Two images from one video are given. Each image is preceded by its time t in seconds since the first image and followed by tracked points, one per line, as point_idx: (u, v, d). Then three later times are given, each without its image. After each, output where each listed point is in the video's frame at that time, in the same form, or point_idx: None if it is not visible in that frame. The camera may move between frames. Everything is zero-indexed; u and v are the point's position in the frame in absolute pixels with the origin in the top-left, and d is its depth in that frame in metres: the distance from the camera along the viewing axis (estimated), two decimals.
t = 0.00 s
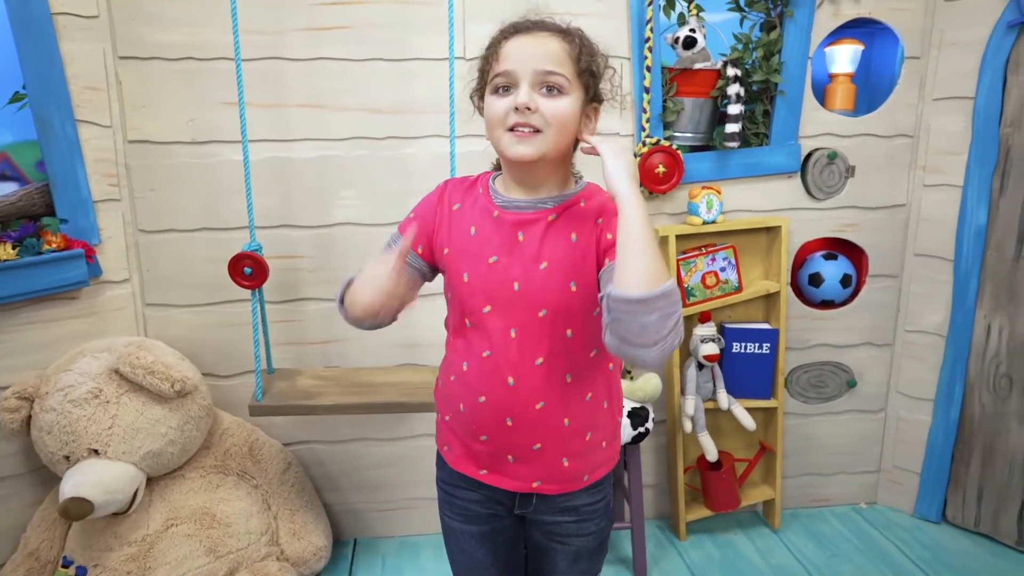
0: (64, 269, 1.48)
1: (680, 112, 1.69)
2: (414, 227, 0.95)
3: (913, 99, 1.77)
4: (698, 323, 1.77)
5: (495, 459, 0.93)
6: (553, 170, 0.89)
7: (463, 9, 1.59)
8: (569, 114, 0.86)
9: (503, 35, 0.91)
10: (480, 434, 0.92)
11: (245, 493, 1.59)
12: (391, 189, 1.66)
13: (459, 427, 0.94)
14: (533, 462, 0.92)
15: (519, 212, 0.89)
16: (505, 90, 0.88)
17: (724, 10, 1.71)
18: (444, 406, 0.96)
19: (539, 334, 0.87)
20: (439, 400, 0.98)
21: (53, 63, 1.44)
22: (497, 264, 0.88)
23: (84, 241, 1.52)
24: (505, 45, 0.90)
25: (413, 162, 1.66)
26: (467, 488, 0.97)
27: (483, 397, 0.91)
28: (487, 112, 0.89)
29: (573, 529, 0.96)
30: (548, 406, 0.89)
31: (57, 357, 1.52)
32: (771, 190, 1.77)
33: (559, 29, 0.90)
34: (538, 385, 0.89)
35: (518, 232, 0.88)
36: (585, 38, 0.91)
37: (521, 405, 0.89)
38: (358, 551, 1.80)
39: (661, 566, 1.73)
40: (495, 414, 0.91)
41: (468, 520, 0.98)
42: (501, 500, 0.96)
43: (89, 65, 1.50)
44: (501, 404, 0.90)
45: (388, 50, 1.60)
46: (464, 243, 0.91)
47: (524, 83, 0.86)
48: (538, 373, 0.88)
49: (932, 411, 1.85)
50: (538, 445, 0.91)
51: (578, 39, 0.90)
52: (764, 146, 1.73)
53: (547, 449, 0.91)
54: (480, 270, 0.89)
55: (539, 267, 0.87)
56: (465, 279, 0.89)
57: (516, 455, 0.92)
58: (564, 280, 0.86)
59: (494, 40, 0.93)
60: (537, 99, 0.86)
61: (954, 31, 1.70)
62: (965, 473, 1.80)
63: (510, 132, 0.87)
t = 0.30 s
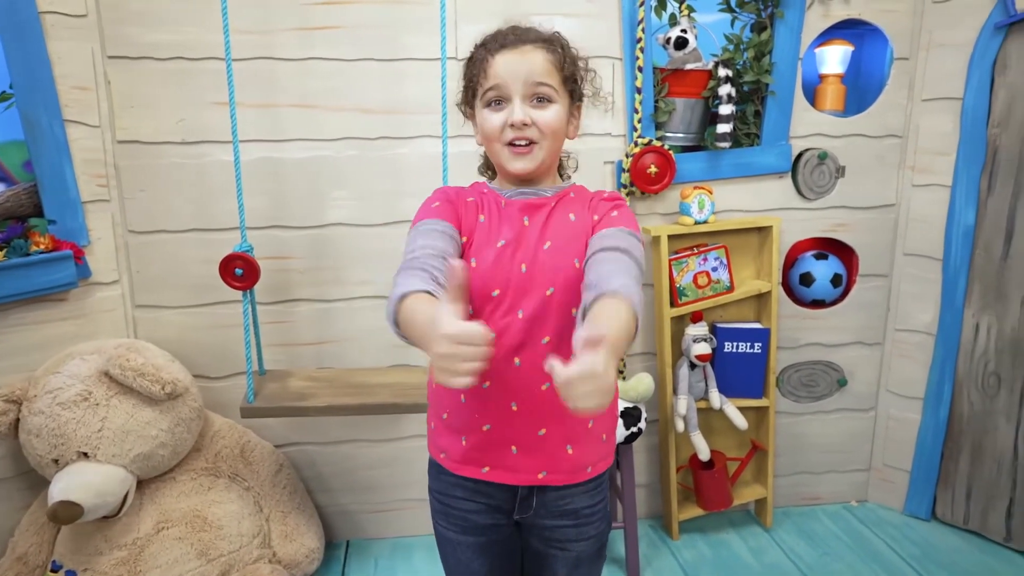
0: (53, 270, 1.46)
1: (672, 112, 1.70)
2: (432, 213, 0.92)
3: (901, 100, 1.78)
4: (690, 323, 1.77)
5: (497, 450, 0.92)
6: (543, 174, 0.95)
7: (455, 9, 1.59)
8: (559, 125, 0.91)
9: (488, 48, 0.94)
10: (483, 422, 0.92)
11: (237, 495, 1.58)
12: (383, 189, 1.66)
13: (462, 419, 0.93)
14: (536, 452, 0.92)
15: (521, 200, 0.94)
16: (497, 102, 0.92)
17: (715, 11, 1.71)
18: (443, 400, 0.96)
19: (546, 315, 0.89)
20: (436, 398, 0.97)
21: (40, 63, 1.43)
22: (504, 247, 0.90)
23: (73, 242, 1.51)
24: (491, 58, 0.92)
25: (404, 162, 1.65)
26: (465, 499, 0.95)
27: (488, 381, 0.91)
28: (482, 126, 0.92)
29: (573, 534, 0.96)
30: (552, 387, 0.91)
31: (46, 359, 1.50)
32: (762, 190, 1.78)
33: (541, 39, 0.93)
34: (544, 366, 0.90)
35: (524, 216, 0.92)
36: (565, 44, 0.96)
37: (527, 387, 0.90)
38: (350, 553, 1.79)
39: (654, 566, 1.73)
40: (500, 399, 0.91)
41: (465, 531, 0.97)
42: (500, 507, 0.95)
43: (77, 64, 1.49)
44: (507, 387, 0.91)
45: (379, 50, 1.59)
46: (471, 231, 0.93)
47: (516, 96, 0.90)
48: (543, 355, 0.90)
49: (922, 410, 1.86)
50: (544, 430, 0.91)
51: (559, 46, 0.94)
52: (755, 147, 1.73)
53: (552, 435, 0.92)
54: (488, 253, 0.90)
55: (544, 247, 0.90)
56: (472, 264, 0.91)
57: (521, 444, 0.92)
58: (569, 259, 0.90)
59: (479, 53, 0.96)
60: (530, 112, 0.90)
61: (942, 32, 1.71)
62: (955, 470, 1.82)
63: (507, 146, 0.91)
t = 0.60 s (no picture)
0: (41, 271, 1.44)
1: (662, 113, 1.70)
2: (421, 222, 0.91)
3: (889, 101, 1.80)
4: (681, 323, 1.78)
5: (493, 455, 0.92)
6: (535, 172, 0.95)
7: (446, 9, 1.59)
8: (553, 123, 0.91)
9: (482, 46, 0.94)
10: (479, 428, 0.92)
11: (227, 498, 1.57)
12: (374, 190, 1.65)
13: (456, 424, 0.93)
14: (532, 456, 0.92)
15: (515, 204, 0.94)
16: (491, 100, 0.92)
17: (705, 12, 1.72)
18: (436, 406, 0.95)
19: (541, 320, 0.89)
20: (429, 403, 0.97)
21: (27, 63, 1.41)
22: (497, 253, 0.90)
23: (60, 244, 1.49)
24: (485, 55, 0.92)
25: (395, 162, 1.65)
26: (461, 503, 0.95)
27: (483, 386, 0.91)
28: (476, 123, 0.92)
29: (570, 533, 0.96)
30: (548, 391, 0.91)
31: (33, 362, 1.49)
32: (751, 191, 1.79)
33: (535, 38, 0.93)
34: (539, 370, 0.90)
35: (517, 222, 0.92)
36: (558, 44, 0.96)
37: (522, 392, 0.90)
38: (342, 555, 1.78)
39: (647, 565, 1.74)
40: (496, 403, 0.91)
41: (462, 535, 0.96)
42: (496, 510, 0.95)
43: (65, 64, 1.47)
44: (503, 391, 0.90)
45: (370, 50, 1.59)
46: (463, 237, 0.93)
47: (511, 94, 0.90)
48: (538, 359, 0.90)
49: (910, 408, 1.88)
50: (540, 434, 0.92)
51: (552, 45, 0.95)
52: (745, 147, 1.75)
53: (548, 438, 0.92)
54: (481, 259, 0.91)
55: (538, 253, 0.91)
56: (464, 270, 0.91)
57: (517, 448, 0.92)
58: (562, 264, 0.91)
59: (472, 50, 0.95)
60: (525, 110, 0.90)
61: (928, 34, 1.73)
62: (942, 468, 1.83)
63: (501, 144, 0.91)
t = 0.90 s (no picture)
0: (32, 273, 1.43)
1: (656, 113, 1.70)
2: (416, 224, 0.91)
3: (880, 102, 1.81)
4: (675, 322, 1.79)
5: (488, 455, 0.92)
6: (531, 178, 0.95)
7: (440, 9, 1.59)
8: (550, 132, 0.92)
9: (482, 53, 0.94)
10: (473, 427, 0.92)
11: (222, 500, 1.56)
12: (368, 191, 1.65)
13: (451, 424, 0.93)
14: (527, 456, 0.92)
15: (510, 206, 0.94)
16: (489, 107, 0.92)
17: (697, 13, 1.74)
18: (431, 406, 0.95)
19: (535, 319, 0.90)
20: (424, 404, 0.97)
21: (18, 62, 1.40)
22: (492, 254, 0.90)
23: (51, 244, 1.48)
24: (484, 63, 0.92)
25: (389, 163, 1.65)
26: (456, 505, 0.95)
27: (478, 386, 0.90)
28: (473, 131, 0.93)
29: (565, 536, 0.96)
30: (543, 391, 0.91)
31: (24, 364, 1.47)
32: (744, 191, 1.80)
33: (535, 45, 0.93)
34: (534, 370, 0.90)
35: (512, 223, 0.92)
36: (558, 51, 0.96)
37: (517, 392, 0.90)
38: (337, 556, 1.78)
39: (641, 564, 1.74)
40: (491, 403, 0.91)
41: (456, 537, 0.96)
42: (491, 511, 0.95)
43: (56, 64, 1.46)
44: (499, 391, 0.90)
45: (364, 50, 1.58)
46: (458, 238, 0.93)
47: (509, 103, 0.90)
48: (533, 360, 0.90)
49: (901, 406, 1.89)
50: (535, 434, 0.92)
51: (552, 53, 0.94)
52: (738, 147, 1.75)
53: (543, 438, 0.92)
54: (476, 260, 0.91)
55: (534, 253, 0.91)
56: (460, 270, 0.91)
57: (511, 448, 0.92)
58: (558, 265, 0.91)
59: (472, 57, 0.95)
60: (522, 119, 0.90)
61: (919, 35, 1.74)
62: (934, 465, 1.85)
63: (497, 151, 0.92)
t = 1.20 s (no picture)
0: (29, 276, 1.43)
1: (652, 115, 1.71)
2: (410, 242, 0.90)
3: (875, 104, 1.82)
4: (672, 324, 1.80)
5: (488, 458, 0.93)
6: (535, 186, 0.95)
7: (437, 12, 1.59)
8: (552, 139, 0.92)
9: (479, 64, 0.94)
10: (474, 430, 0.92)
11: (219, 503, 1.56)
12: (366, 194, 1.65)
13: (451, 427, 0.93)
14: (527, 459, 0.92)
15: (513, 214, 0.94)
16: (490, 119, 0.92)
17: (694, 16, 1.73)
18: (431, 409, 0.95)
19: (536, 325, 0.90)
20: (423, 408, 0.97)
21: (13, 65, 1.40)
22: (495, 261, 0.91)
23: (48, 247, 1.48)
24: (483, 74, 0.93)
25: (387, 165, 1.65)
26: (455, 509, 0.95)
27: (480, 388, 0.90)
28: (475, 143, 0.93)
29: (563, 539, 0.97)
30: (545, 396, 0.91)
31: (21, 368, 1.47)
32: (740, 193, 1.80)
33: (532, 53, 0.93)
34: (536, 375, 0.90)
35: (515, 230, 0.92)
36: (555, 57, 0.96)
37: (518, 397, 0.90)
38: (335, 558, 1.78)
39: (638, 565, 1.75)
40: (492, 408, 0.91)
41: (456, 541, 0.97)
42: (491, 515, 0.96)
43: (52, 66, 1.46)
44: (501, 394, 0.90)
45: (362, 53, 1.59)
46: (460, 246, 0.92)
47: (510, 113, 0.91)
48: (535, 365, 0.90)
49: (896, 406, 1.90)
50: (535, 437, 0.92)
51: (549, 59, 0.95)
52: (734, 149, 1.76)
53: (543, 442, 0.93)
54: (478, 268, 0.91)
55: (538, 261, 0.91)
56: (462, 278, 0.91)
57: (511, 451, 0.92)
58: (562, 273, 0.91)
59: (469, 68, 0.96)
60: (524, 128, 0.90)
61: (913, 37, 1.75)
62: (928, 465, 1.86)
63: (501, 162, 0.92)
